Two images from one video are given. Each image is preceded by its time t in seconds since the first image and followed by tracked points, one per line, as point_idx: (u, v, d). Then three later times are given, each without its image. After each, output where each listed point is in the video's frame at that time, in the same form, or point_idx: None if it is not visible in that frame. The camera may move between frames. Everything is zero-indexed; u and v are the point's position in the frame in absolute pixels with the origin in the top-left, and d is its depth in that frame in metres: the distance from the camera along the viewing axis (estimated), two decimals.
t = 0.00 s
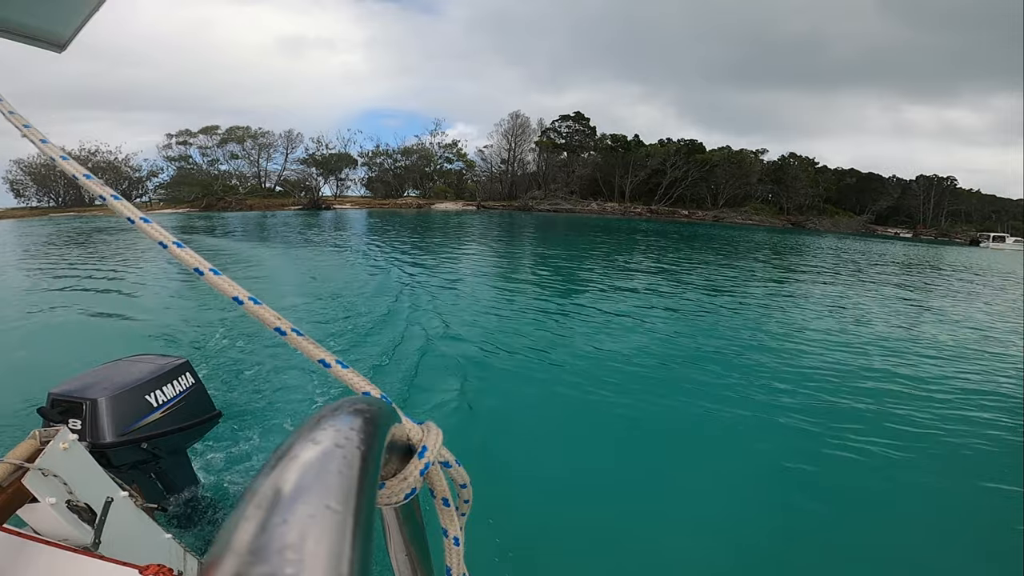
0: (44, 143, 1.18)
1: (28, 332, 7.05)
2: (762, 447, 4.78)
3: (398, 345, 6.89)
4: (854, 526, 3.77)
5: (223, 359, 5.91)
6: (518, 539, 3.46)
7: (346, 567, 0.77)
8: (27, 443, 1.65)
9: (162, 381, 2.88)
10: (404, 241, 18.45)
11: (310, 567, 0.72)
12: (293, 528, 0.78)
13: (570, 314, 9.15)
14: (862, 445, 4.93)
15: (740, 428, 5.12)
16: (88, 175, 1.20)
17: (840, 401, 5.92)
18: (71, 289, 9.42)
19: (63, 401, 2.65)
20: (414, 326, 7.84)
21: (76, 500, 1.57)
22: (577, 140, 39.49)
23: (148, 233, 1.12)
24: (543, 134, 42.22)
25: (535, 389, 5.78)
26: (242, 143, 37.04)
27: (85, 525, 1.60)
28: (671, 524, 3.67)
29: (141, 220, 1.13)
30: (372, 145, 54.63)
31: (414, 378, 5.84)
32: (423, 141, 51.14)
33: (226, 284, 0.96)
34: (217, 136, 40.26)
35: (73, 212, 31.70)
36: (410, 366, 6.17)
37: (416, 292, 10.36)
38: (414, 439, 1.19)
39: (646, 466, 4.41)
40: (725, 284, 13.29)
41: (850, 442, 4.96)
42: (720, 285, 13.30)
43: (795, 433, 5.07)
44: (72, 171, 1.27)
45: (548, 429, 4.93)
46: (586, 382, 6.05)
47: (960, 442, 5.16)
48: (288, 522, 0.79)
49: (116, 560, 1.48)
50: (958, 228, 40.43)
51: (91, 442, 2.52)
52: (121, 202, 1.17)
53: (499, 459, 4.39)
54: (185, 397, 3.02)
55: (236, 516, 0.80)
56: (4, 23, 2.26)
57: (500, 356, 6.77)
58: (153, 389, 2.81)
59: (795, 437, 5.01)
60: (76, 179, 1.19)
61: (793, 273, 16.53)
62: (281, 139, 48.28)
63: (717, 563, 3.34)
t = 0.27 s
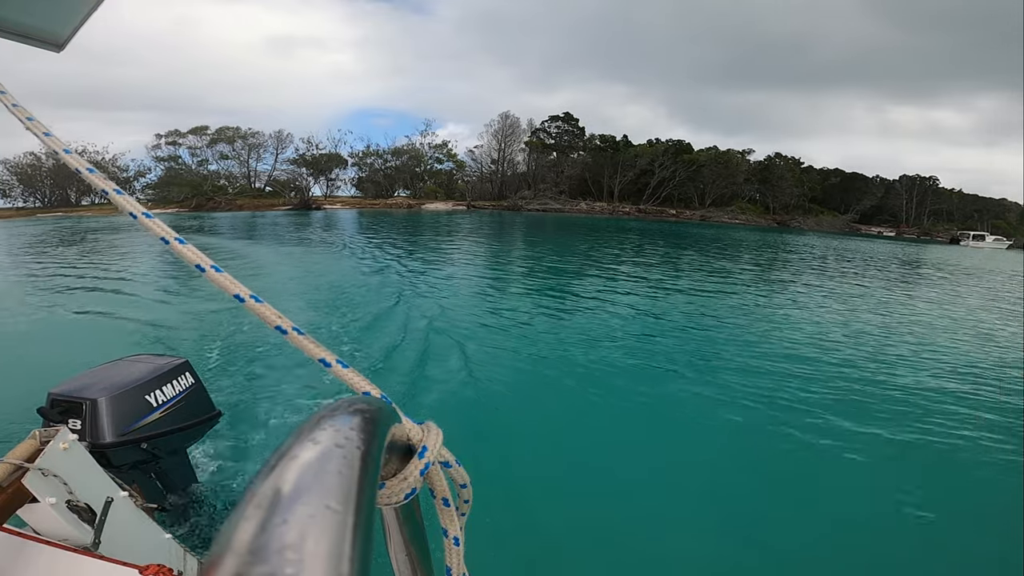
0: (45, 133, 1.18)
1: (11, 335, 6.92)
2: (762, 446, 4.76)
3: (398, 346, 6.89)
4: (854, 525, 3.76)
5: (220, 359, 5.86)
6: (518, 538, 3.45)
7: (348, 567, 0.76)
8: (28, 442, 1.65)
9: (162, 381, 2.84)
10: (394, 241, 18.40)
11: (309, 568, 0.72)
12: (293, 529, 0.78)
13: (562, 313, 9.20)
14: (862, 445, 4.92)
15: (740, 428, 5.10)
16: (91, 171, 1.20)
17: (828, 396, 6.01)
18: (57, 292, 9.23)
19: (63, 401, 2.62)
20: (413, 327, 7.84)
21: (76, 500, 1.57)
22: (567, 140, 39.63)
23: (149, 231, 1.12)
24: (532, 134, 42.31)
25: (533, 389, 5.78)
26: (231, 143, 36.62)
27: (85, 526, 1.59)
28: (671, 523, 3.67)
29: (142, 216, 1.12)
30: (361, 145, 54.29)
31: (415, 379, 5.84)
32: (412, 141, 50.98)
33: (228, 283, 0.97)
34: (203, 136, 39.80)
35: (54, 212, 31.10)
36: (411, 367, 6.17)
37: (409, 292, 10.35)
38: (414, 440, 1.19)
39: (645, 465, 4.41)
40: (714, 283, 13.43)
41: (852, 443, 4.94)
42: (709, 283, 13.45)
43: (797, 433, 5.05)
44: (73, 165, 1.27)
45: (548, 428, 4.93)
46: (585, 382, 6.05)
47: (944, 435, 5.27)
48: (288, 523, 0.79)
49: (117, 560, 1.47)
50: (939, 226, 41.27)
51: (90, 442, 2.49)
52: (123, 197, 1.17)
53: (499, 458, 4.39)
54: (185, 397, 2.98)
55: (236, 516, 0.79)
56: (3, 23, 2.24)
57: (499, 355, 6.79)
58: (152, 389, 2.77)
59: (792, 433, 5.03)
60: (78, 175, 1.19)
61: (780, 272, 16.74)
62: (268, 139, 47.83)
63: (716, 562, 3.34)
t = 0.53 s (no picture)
0: (43, 134, 1.18)
1: None
2: (765, 449, 4.74)
3: (399, 347, 6.87)
4: (852, 528, 3.75)
5: (218, 360, 5.80)
6: (517, 538, 3.45)
7: (349, 567, 0.75)
8: (29, 442, 1.64)
9: (163, 381, 2.81)
10: (385, 240, 18.35)
11: (310, 567, 0.71)
12: (293, 529, 0.77)
13: (555, 311, 9.26)
14: (866, 448, 4.88)
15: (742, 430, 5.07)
16: (89, 172, 1.20)
17: (816, 392, 6.11)
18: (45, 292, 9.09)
19: (63, 401, 2.58)
20: (411, 327, 7.83)
21: (76, 500, 1.57)
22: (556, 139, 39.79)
23: (149, 231, 1.12)
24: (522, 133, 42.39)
25: (532, 389, 5.79)
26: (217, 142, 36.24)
27: (85, 525, 1.59)
28: (671, 524, 3.67)
29: (141, 216, 1.13)
30: (350, 144, 54.00)
31: (416, 379, 5.83)
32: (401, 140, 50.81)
33: (227, 283, 0.98)
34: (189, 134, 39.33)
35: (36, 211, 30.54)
36: (410, 367, 6.15)
37: (403, 291, 10.34)
38: (414, 440, 1.20)
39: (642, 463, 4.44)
40: (703, 281, 13.58)
41: (856, 445, 4.91)
42: (697, 282, 13.63)
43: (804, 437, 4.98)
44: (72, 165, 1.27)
45: (548, 428, 4.92)
46: (585, 381, 6.06)
47: (927, 430, 5.39)
48: (289, 522, 0.78)
49: (117, 560, 1.47)
50: (921, 225, 42.04)
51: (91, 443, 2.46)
52: (122, 197, 1.17)
53: (496, 458, 4.40)
54: (185, 397, 2.95)
55: (236, 516, 0.79)
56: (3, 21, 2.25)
57: (498, 356, 6.80)
58: (153, 389, 2.74)
59: (787, 431, 5.08)
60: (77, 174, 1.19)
61: (767, 270, 16.96)
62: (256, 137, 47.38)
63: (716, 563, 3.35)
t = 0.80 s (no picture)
0: (44, 136, 1.18)
1: None
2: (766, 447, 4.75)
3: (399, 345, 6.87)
4: (850, 529, 3.75)
5: (217, 359, 5.76)
6: (516, 535, 3.46)
7: (349, 567, 0.76)
8: (29, 442, 1.64)
9: (163, 381, 2.83)
10: (376, 238, 18.29)
11: (310, 567, 0.72)
12: (293, 529, 0.78)
13: (548, 309, 9.28)
14: (864, 446, 4.91)
15: (742, 428, 5.08)
16: (88, 173, 1.21)
17: (805, 387, 6.21)
18: (31, 291, 8.95)
19: (63, 401, 2.59)
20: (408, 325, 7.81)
21: (76, 500, 1.56)
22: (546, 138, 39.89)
23: (149, 233, 1.13)
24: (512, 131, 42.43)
25: (532, 387, 5.79)
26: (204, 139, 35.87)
27: (85, 525, 1.59)
28: (669, 522, 3.69)
29: (141, 217, 1.13)
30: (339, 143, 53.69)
31: (417, 377, 5.82)
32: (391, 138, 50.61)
33: (227, 284, 0.99)
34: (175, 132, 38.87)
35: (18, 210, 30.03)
36: (410, 364, 6.15)
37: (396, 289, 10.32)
38: (414, 440, 1.20)
39: (639, 459, 4.47)
40: (693, 278, 13.70)
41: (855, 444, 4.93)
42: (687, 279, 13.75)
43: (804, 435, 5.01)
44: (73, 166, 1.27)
45: (549, 427, 4.92)
46: (585, 379, 6.07)
47: (914, 423, 5.49)
48: (289, 522, 0.79)
49: (117, 560, 1.47)
50: (905, 223, 42.73)
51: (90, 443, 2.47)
52: (122, 198, 1.17)
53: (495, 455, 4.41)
54: (185, 397, 2.97)
55: (236, 517, 0.79)
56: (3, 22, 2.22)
57: (497, 353, 6.80)
58: (153, 389, 2.75)
59: (782, 427, 5.13)
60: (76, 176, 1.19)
61: (755, 267, 17.15)
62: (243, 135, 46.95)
63: (714, 562, 3.34)
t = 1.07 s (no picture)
0: (50, 126, 1.18)
1: None
2: (767, 446, 4.76)
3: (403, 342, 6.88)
4: (848, 526, 3.77)
5: (219, 359, 5.73)
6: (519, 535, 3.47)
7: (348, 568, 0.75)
8: (30, 441, 1.62)
9: (163, 381, 2.78)
10: (366, 237, 18.23)
11: (310, 566, 0.72)
12: (292, 528, 0.78)
13: (541, 306, 9.30)
14: (861, 444, 4.93)
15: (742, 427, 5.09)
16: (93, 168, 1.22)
17: (794, 383, 6.29)
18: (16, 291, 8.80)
19: (62, 401, 2.56)
20: (404, 323, 7.79)
21: (76, 500, 1.55)
22: (536, 138, 40.03)
23: (153, 227, 1.13)
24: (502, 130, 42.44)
25: (532, 386, 5.78)
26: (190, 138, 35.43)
27: (86, 525, 1.58)
28: (670, 519, 3.71)
29: (145, 212, 1.13)
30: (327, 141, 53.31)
31: (416, 376, 5.80)
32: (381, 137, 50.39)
33: (230, 281, 1.00)
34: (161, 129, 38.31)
35: None
36: (408, 363, 6.13)
37: (388, 287, 10.28)
38: (414, 439, 1.20)
39: (638, 457, 4.49)
40: (681, 276, 13.82)
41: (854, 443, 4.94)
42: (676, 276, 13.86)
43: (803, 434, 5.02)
44: (81, 161, 1.28)
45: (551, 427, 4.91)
46: (585, 379, 6.07)
47: (901, 418, 5.59)
48: (289, 522, 0.79)
49: (116, 560, 1.46)
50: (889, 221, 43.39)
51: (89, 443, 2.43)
52: (126, 192, 1.17)
53: (495, 453, 4.42)
54: (185, 397, 2.90)
55: (235, 516, 0.79)
56: (3, 23, 2.21)
57: (496, 352, 6.80)
58: (153, 389, 2.71)
59: (780, 426, 5.17)
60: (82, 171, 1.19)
61: (743, 265, 17.35)
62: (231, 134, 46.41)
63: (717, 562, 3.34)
